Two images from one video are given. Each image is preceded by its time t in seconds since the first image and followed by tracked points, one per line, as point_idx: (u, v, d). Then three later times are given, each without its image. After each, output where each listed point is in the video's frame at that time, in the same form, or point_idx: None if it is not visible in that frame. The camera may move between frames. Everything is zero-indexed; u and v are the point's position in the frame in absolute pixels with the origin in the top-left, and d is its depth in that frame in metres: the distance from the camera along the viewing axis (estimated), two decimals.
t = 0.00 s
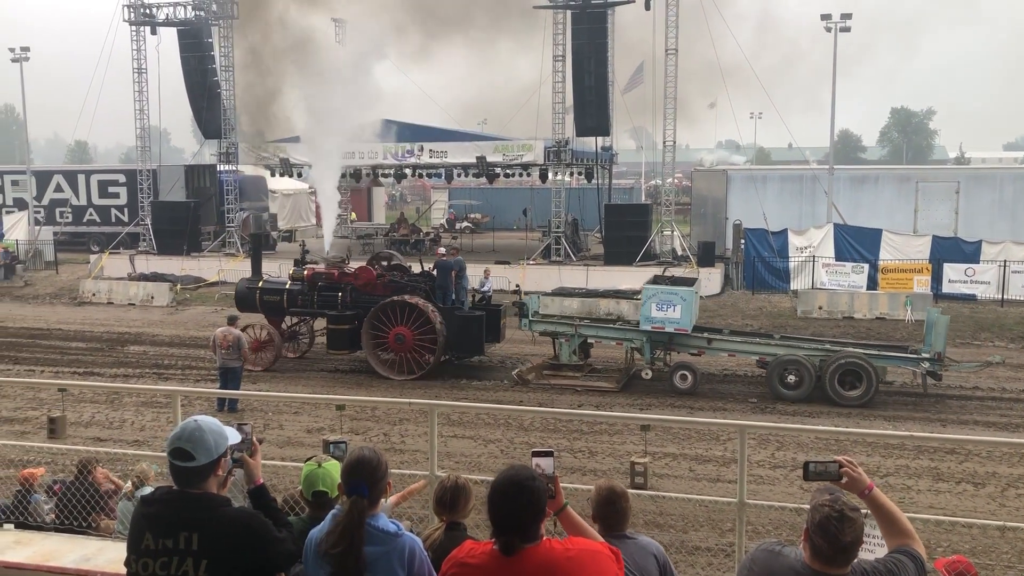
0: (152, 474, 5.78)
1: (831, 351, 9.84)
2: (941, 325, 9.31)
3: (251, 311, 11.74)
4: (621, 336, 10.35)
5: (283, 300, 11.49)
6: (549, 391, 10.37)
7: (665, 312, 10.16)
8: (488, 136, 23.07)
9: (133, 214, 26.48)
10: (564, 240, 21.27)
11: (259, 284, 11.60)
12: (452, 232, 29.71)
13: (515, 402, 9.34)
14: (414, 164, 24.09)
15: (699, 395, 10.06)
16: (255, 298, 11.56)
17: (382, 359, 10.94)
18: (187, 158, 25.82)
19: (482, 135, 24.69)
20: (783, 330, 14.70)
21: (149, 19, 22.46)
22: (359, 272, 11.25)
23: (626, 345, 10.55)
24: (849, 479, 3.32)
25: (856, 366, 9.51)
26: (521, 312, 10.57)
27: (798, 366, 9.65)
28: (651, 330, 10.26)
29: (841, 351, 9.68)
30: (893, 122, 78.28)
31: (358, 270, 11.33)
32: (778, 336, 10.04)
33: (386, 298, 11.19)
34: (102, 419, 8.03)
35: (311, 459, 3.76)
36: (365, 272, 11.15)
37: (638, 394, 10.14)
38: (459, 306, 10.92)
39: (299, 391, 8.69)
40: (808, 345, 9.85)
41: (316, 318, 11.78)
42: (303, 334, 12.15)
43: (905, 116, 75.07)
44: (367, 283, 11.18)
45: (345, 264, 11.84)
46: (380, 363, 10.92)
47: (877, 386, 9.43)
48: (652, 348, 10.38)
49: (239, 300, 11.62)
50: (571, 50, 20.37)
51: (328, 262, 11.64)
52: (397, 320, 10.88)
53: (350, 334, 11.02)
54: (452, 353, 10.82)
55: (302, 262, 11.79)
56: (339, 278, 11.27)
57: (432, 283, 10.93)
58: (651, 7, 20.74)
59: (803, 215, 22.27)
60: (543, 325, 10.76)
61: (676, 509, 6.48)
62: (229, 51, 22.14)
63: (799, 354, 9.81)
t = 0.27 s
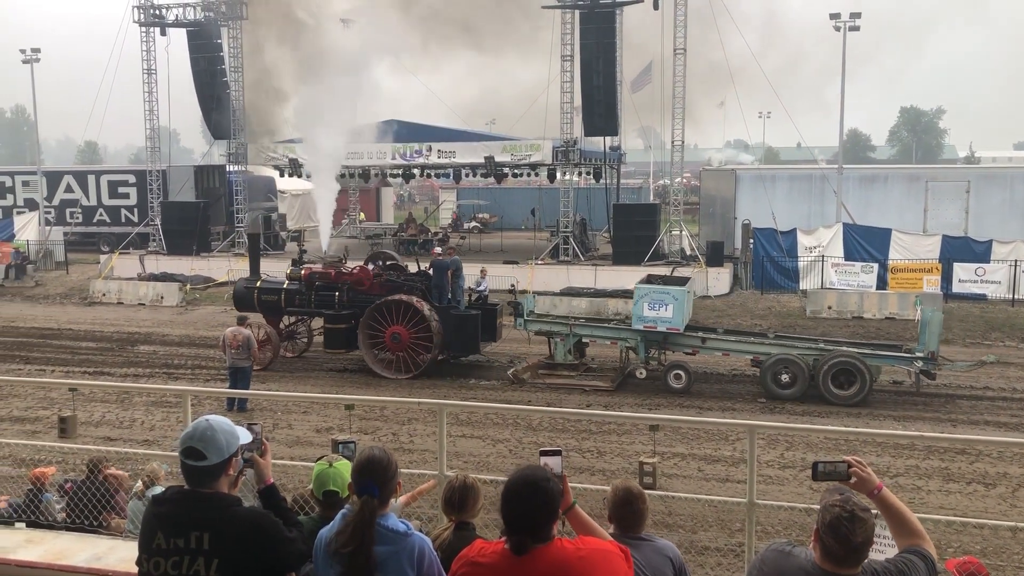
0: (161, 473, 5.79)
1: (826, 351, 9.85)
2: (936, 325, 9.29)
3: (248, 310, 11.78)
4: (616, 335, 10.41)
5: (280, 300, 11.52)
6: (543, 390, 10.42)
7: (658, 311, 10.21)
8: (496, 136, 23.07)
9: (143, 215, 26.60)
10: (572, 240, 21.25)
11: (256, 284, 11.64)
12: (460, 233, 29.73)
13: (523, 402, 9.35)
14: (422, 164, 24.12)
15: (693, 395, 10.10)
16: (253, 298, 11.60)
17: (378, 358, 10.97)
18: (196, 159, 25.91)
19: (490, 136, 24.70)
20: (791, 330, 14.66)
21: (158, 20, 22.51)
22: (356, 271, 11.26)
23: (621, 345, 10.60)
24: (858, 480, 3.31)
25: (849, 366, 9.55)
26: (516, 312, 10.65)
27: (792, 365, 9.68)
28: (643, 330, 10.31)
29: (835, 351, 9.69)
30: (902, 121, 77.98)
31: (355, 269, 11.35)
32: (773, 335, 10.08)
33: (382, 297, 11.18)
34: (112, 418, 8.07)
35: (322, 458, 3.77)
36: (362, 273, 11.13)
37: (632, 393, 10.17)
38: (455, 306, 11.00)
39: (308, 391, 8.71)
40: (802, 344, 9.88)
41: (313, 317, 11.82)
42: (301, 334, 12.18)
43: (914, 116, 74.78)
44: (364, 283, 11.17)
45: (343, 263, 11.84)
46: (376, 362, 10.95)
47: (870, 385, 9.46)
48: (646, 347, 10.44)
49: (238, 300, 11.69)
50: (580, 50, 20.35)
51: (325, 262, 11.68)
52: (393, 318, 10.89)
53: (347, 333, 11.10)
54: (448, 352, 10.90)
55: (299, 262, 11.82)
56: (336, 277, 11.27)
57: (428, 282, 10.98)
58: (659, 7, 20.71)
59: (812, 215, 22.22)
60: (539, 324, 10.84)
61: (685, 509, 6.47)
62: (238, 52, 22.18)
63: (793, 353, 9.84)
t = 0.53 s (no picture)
0: (171, 473, 5.80)
1: (819, 351, 9.87)
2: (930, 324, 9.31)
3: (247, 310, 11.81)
4: (610, 335, 10.51)
5: (278, 300, 11.57)
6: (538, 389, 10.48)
7: (650, 310, 10.29)
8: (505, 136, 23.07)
9: (152, 215, 26.69)
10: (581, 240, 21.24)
11: (254, 284, 11.68)
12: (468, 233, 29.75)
13: (532, 402, 9.35)
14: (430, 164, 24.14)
15: (687, 394, 10.15)
16: (250, 297, 11.63)
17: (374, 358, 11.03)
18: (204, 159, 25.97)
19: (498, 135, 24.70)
20: (800, 331, 14.63)
21: (168, 21, 22.57)
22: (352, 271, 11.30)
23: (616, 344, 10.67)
24: (867, 481, 3.30)
25: (843, 366, 9.57)
26: (512, 311, 10.75)
27: (785, 365, 9.71)
28: (636, 330, 10.39)
29: (829, 351, 9.71)
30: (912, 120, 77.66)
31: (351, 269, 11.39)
32: (767, 335, 10.12)
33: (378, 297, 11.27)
34: (122, 418, 8.10)
35: (332, 459, 3.77)
36: (358, 273, 11.20)
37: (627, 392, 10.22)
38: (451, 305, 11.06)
39: (317, 391, 8.74)
40: (795, 344, 9.91)
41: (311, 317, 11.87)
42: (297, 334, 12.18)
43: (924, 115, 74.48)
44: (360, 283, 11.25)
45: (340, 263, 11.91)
46: (372, 362, 11.01)
47: (863, 386, 9.48)
48: (641, 347, 10.51)
49: (235, 300, 11.70)
50: (588, 50, 20.32)
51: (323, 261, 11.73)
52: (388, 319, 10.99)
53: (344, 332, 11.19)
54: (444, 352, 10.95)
55: (297, 262, 11.87)
56: (332, 277, 11.37)
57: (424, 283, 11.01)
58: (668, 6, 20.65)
59: (821, 215, 22.17)
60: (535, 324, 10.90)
61: (694, 510, 6.47)
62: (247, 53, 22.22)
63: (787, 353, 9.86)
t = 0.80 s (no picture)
0: (178, 474, 5.80)
1: (813, 351, 9.85)
2: (922, 326, 9.34)
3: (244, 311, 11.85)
4: (604, 335, 10.52)
5: (274, 300, 11.62)
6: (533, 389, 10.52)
7: (643, 310, 10.24)
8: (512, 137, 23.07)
9: (161, 216, 26.77)
10: (588, 241, 21.22)
11: (251, 285, 11.73)
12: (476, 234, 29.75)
13: (540, 403, 9.34)
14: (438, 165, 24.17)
15: (682, 394, 10.16)
16: (247, 298, 11.68)
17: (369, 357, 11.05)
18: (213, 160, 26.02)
19: (505, 137, 24.71)
20: (808, 332, 14.58)
21: (177, 23, 22.63)
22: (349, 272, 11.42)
23: (610, 344, 10.67)
24: (875, 483, 3.28)
25: (836, 366, 9.57)
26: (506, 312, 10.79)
27: (779, 366, 9.71)
28: (629, 329, 10.36)
29: (822, 351, 9.70)
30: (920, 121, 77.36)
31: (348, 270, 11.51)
32: (761, 335, 10.11)
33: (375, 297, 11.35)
34: (131, 419, 8.13)
35: (343, 459, 3.77)
36: (354, 273, 11.30)
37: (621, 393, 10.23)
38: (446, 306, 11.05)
39: (325, 392, 8.75)
40: (789, 344, 9.89)
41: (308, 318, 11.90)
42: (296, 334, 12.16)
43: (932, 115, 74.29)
44: (356, 283, 11.32)
45: (336, 263, 11.97)
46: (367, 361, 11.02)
47: (856, 387, 9.48)
48: (635, 347, 10.50)
49: (232, 301, 11.76)
50: (596, 51, 20.30)
51: (320, 262, 11.78)
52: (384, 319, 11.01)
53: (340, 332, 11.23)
54: (438, 352, 10.93)
55: (294, 263, 11.91)
56: (329, 278, 11.45)
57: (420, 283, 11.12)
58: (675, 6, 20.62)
59: (830, 216, 22.16)
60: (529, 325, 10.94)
61: (703, 513, 6.46)
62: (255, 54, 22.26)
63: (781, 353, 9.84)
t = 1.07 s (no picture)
0: (184, 474, 5.82)
1: (804, 351, 9.89)
2: (915, 325, 9.35)
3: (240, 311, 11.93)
4: (597, 336, 10.57)
5: (270, 301, 11.70)
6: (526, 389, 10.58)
7: (633, 310, 10.30)
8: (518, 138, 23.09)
9: (168, 218, 26.85)
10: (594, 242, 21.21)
11: (247, 285, 11.80)
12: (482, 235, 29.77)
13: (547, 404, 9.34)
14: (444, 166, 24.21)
15: (674, 394, 10.22)
16: (243, 298, 11.75)
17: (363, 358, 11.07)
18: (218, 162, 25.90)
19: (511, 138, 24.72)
20: (814, 332, 14.55)
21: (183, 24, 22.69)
22: (342, 273, 11.41)
23: (603, 345, 10.71)
24: (882, 484, 3.27)
25: (828, 366, 9.59)
26: (500, 312, 10.88)
27: (770, 366, 9.75)
28: (620, 329, 10.40)
29: (813, 351, 9.74)
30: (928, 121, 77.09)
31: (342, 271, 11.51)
32: (753, 335, 10.14)
33: (369, 298, 11.36)
34: (138, 420, 8.15)
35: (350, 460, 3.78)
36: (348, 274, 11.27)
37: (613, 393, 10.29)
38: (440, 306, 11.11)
39: (331, 392, 8.76)
40: (781, 344, 9.92)
41: (304, 318, 11.96)
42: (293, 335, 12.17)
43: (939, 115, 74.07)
44: (350, 284, 11.35)
45: (331, 264, 12.00)
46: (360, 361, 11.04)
47: (847, 386, 9.51)
48: (628, 347, 10.53)
49: (228, 301, 11.82)
50: (602, 52, 20.30)
51: (315, 263, 11.79)
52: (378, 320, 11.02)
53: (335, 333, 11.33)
54: (432, 352, 11.03)
55: (289, 264, 11.96)
56: (323, 279, 11.46)
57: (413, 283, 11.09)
58: (681, 7, 20.59)
59: (836, 216, 22.11)
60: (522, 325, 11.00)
61: (709, 514, 6.45)
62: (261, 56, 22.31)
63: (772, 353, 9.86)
